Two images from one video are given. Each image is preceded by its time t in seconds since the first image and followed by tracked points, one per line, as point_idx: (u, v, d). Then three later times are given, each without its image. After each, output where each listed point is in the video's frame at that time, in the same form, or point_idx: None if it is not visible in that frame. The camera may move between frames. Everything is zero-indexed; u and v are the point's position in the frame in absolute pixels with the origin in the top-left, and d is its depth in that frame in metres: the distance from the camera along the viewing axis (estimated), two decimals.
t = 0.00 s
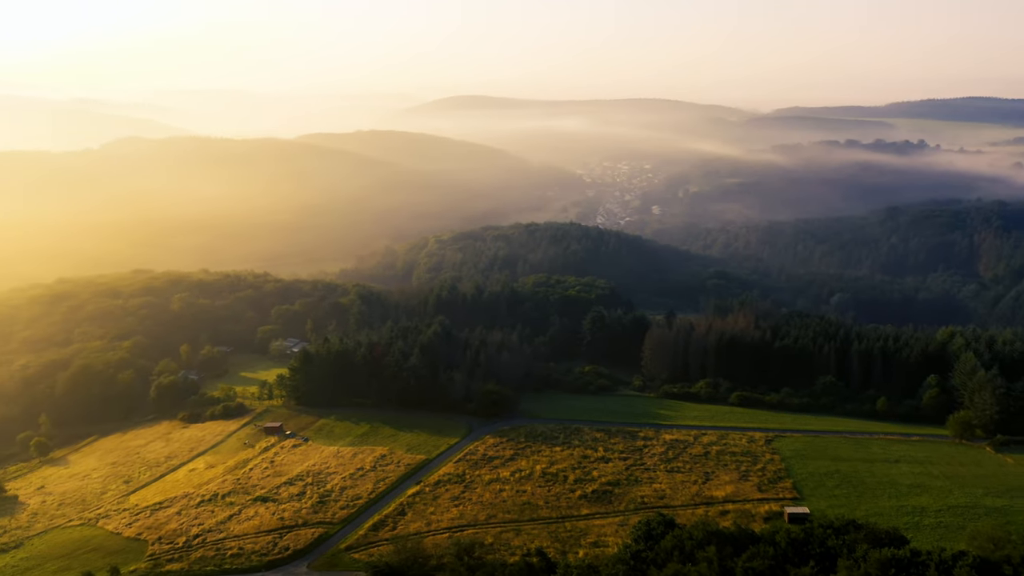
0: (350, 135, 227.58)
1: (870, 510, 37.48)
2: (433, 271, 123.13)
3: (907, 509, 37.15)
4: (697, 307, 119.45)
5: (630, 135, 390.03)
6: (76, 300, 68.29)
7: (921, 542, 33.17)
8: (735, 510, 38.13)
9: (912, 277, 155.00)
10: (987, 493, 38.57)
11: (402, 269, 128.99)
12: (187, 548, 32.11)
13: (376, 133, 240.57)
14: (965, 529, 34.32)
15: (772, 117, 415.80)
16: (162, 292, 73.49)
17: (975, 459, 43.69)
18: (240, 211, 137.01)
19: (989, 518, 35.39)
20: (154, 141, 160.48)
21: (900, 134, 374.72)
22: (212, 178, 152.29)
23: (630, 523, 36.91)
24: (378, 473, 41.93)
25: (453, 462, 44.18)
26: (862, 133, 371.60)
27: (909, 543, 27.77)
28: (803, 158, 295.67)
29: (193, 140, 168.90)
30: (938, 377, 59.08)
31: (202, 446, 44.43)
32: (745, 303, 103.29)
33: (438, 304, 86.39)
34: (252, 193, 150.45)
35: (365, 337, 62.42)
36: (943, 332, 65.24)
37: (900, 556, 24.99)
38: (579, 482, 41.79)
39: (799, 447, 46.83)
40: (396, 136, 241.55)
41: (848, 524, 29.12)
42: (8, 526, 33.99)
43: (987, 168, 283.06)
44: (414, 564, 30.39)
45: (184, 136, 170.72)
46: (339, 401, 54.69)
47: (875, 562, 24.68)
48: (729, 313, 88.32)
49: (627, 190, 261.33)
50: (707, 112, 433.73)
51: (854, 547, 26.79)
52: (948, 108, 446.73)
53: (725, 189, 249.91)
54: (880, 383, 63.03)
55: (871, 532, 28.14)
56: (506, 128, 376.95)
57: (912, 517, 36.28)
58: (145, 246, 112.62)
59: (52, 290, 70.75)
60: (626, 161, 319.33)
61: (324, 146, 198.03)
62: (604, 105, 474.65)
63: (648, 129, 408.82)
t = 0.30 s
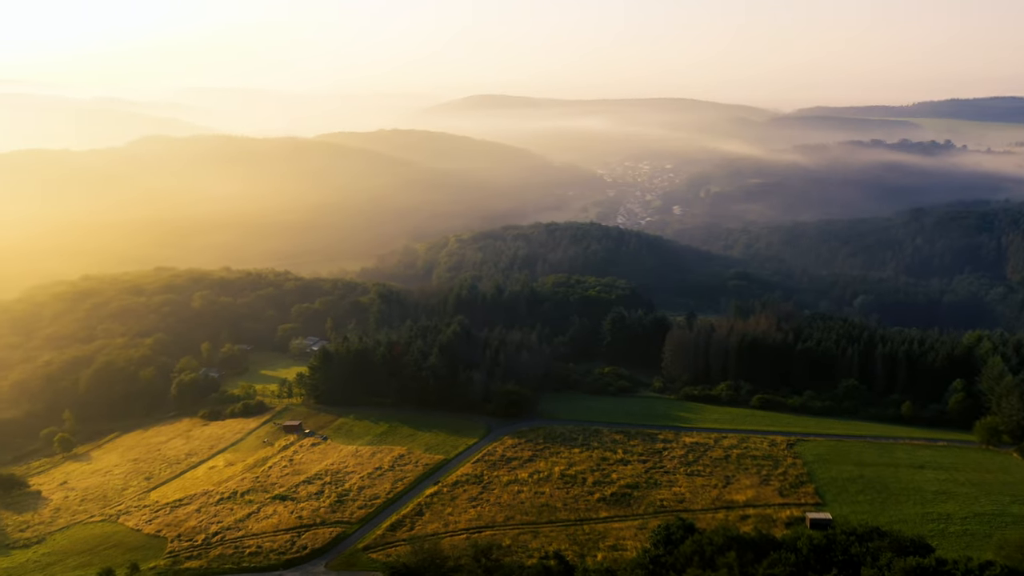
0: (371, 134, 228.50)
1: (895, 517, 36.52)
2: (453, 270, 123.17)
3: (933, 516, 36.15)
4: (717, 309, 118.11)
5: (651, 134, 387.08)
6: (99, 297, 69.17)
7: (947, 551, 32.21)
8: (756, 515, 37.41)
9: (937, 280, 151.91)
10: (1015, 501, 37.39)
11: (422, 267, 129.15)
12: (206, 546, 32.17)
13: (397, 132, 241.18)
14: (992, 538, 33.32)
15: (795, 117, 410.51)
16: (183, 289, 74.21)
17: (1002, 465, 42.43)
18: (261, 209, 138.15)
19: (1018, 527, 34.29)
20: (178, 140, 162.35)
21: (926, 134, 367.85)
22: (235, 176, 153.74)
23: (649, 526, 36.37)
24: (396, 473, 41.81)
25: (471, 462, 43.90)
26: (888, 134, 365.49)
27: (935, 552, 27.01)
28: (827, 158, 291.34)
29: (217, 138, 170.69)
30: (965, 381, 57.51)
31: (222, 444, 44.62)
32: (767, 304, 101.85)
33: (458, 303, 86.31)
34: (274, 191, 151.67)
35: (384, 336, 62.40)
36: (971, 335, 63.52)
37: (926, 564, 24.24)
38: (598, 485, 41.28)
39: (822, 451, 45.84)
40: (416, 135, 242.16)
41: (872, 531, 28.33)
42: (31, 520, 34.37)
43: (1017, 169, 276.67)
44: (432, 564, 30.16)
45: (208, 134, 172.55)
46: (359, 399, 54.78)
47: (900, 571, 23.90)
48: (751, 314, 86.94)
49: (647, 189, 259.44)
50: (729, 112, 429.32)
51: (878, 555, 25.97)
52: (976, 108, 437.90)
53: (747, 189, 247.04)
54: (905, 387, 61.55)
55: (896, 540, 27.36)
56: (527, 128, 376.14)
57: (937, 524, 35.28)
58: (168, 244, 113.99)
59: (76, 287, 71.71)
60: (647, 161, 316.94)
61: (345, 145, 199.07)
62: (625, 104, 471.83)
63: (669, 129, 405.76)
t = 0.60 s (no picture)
0: (391, 133, 229.31)
1: (921, 524, 35.52)
2: (472, 270, 123.04)
3: (959, 524, 35.12)
4: (739, 310, 116.72)
5: (673, 134, 384.09)
6: (122, 295, 70.03)
7: (975, 561, 31.25)
8: (778, 520, 36.65)
9: (964, 282, 148.91)
10: None
11: (441, 267, 129.27)
12: (224, 543, 32.23)
13: (417, 131, 241.66)
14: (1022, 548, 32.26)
15: (819, 117, 405.07)
16: (205, 287, 74.89)
17: None
18: (283, 208, 139.28)
19: None
20: (201, 138, 164.04)
21: (953, 134, 361.31)
22: (257, 175, 155.03)
23: (669, 530, 35.80)
24: (414, 473, 41.66)
25: (489, 463, 43.59)
26: (914, 134, 359.30)
27: (963, 562, 26.19)
28: (851, 158, 287.09)
29: (239, 138, 172.33)
30: (992, 386, 55.92)
31: (241, 442, 44.82)
32: (789, 306, 100.37)
33: (477, 304, 86.18)
34: (295, 191, 152.75)
35: (402, 335, 62.31)
36: (1000, 338, 61.81)
37: None
38: (616, 488, 40.76)
39: (845, 456, 44.82)
40: (437, 134, 242.62)
41: (895, 540, 27.46)
42: (53, 516, 34.70)
43: None
44: (448, 565, 29.97)
45: (231, 133, 174.20)
46: (377, 399, 54.83)
47: None
48: (773, 317, 85.55)
49: (669, 190, 257.37)
50: (752, 111, 424.78)
51: (904, 565, 25.05)
52: (1005, 108, 429.17)
53: (769, 189, 244.06)
54: (930, 392, 60.11)
55: (920, 549, 26.54)
56: (547, 127, 375.02)
57: (964, 533, 34.30)
58: (191, 242, 115.24)
59: (100, 285, 72.63)
60: (668, 161, 314.34)
61: (366, 144, 200.04)
62: (645, 104, 468.82)
63: (691, 129, 402.45)
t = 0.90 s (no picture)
0: (411, 133, 229.88)
1: (948, 532, 34.52)
2: (492, 269, 122.81)
3: (988, 534, 34.06)
4: (761, 312, 115.12)
5: (694, 134, 380.80)
6: (145, 292, 70.77)
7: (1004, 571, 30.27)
8: (800, 527, 35.85)
9: (992, 284, 145.81)
10: None
11: (461, 266, 129.26)
12: (242, 543, 32.25)
13: (437, 130, 242.02)
14: None
15: (843, 117, 399.34)
16: (226, 285, 75.47)
17: None
18: (303, 207, 140.24)
19: None
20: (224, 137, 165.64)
21: (982, 134, 354.26)
22: (278, 174, 156.24)
23: (689, 536, 35.19)
24: (431, 474, 41.43)
25: (507, 465, 43.26)
26: (941, 134, 352.76)
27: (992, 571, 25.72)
28: (876, 158, 282.60)
29: (261, 136, 173.81)
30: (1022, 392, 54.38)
31: (260, 440, 44.95)
32: (812, 308, 98.81)
33: (497, 304, 85.96)
34: (316, 190, 153.73)
35: (421, 335, 62.18)
36: None
37: None
38: (636, 491, 40.20)
39: (869, 462, 43.79)
40: (457, 133, 242.78)
41: (921, 548, 26.80)
42: (74, 512, 34.99)
43: None
44: (465, 568, 29.68)
45: (253, 133, 175.75)
46: (395, 398, 54.83)
47: None
48: (795, 319, 84.13)
49: (690, 190, 255.03)
50: (775, 111, 419.96)
51: None
52: None
53: (792, 189, 240.97)
54: (957, 397, 58.63)
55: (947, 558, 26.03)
56: (568, 127, 373.71)
57: (993, 542, 33.27)
58: (214, 240, 116.38)
59: (124, 282, 73.47)
60: (689, 161, 311.59)
61: (387, 143, 200.67)
62: (667, 104, 465.47)
63: (713, 129, 398.45)
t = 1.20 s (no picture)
0: (431, 132, 230.20)
1: (976, 542, 33.48)
2: (512, 269, 122.46)
3: (1017, 544, 32.99)
4: (784, 315, 113.53)
5: (716, 134, 376.95)
6: (167, 290, 71.43)
7: None
8: (822, 534, 35.01)
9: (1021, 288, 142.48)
10: None
11: (480, 266, 129.09)
12: (259, 542, 32.24)
13: (457, 129, 242.10)
14: None
15: (868, 117, 393.43)
16: (247, 284, 75.99)
17: None
18: (324, 208, 141.26)
19: None
20: (247, 136, 167.19)
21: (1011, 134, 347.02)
22: (299, 173, 157.40)
23: (709, 541, 34.53)
24: (449, 475, 41.15)
25: (525, 467, 42.85)
26: (969, 134, 345.95)
27: None
28: (902, 159, 277.79)
29: (283, 135, 175.16)
30: None
31: (279, 439, 45.06)
32: (835, 310, 97.15)
33: (516, 304, 85.63)
34: (336, 189, 154.58)
35: (440, 335, 62.06)
36: None
37: None
38: (655, 495, 39.57)
39: (893, 468, 42.68)
40: (478, 132, 242.72)
41: (946, 560, 26.02)
42: (94, 509, 35.24)
43: None
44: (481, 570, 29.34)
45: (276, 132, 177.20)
46: (413, 398, 54.73)
47: None
48: (818, 321, 82.65)
49: (712, 190, 252.44)
50: (798, 111, 414.63)
51: None
52: None
53: (816, 189, 237.63)
54: (985, 402, 57.02)
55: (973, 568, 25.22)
56: (589, 126, 371.90)
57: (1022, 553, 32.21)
58: (236, 239, 117.43)
59: (147, 280, 74.29)
60: (711, 161, 308.51)
61: (407, 142, 201.22)
62: (688, 104, 461.82)
63: (735, 128, 394.19)
